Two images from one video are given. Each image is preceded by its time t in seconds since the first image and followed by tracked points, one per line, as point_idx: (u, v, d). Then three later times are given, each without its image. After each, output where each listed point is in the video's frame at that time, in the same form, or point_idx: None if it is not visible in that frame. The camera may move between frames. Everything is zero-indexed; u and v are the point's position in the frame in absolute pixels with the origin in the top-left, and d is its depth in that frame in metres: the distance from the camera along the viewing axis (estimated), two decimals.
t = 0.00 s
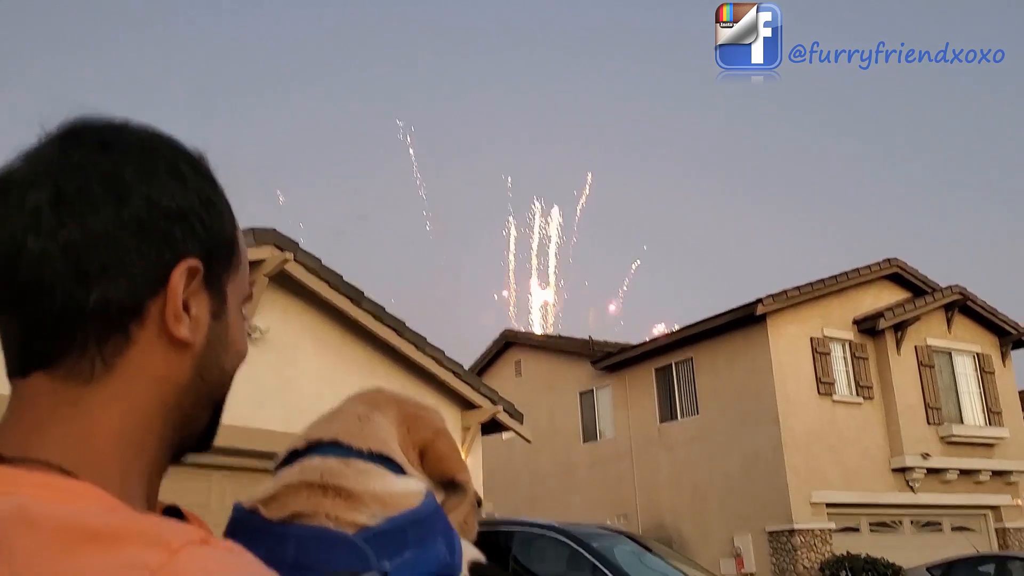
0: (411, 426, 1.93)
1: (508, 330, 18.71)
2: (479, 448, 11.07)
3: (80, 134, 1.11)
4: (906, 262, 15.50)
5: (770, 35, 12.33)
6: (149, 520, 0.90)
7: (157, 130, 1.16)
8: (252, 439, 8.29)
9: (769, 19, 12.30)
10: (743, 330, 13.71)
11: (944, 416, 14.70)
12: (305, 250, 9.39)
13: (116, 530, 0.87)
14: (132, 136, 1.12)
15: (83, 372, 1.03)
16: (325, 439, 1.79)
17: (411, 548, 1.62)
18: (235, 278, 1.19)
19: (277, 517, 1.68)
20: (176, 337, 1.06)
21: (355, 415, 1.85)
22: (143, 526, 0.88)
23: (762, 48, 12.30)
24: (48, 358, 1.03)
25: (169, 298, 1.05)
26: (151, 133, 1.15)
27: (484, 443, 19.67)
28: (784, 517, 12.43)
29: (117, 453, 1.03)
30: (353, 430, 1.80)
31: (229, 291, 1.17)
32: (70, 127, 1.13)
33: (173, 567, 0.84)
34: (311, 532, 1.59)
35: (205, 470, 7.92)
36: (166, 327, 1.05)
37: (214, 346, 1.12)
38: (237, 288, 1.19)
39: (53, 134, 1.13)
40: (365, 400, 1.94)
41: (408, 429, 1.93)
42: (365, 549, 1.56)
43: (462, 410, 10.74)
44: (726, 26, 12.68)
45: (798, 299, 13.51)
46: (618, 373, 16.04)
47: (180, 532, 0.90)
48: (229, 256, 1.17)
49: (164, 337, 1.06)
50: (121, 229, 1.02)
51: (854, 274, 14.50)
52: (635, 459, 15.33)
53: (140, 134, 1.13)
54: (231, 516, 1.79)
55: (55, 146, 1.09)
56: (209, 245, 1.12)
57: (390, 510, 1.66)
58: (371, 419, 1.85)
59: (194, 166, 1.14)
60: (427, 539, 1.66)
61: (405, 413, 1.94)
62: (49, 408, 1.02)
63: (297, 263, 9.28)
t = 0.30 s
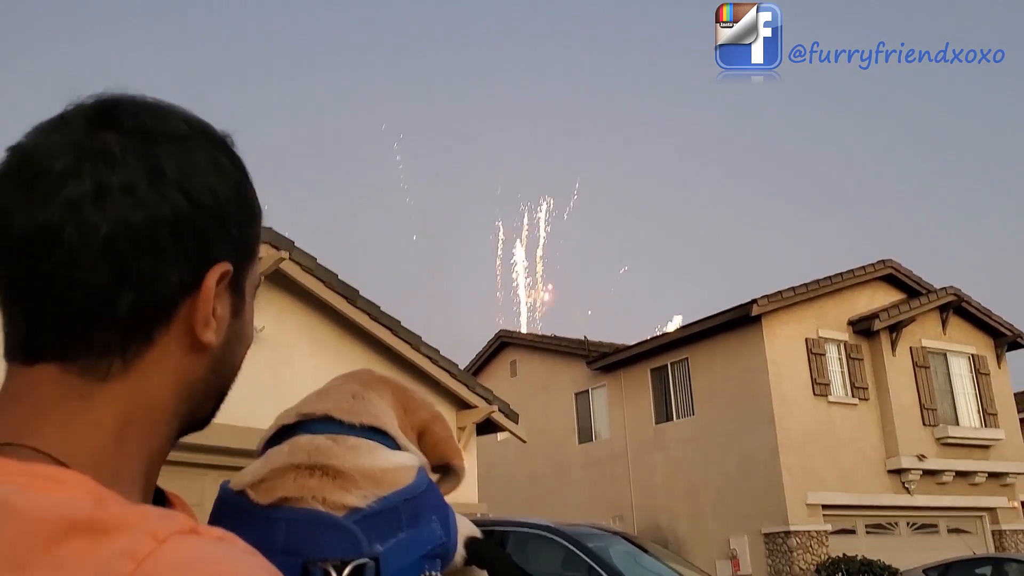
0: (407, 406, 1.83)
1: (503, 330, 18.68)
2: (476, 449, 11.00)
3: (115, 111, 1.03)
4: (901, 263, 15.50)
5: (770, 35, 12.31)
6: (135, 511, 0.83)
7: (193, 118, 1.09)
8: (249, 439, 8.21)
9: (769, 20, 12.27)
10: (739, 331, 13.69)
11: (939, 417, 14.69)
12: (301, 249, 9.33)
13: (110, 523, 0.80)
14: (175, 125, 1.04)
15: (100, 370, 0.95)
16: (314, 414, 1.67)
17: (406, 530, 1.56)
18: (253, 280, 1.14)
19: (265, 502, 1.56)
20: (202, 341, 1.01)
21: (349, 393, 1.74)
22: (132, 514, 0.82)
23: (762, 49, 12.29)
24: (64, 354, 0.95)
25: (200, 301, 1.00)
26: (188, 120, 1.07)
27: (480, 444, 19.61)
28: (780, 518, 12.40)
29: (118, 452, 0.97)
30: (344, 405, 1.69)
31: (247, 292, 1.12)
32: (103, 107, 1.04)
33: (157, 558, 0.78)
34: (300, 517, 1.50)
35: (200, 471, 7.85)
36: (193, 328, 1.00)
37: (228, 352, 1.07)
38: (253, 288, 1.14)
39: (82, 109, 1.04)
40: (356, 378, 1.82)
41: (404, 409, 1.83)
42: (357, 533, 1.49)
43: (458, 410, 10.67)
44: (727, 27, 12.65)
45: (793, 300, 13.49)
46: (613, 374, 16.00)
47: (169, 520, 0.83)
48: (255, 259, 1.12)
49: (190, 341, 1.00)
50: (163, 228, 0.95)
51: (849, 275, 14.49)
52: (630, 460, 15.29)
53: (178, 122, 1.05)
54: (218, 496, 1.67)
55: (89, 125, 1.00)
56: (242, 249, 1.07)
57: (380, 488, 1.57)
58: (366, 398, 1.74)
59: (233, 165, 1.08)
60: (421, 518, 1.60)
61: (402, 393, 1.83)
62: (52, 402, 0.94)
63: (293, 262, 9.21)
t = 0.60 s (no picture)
0: (405, 426, 1.81)
1: (498, 329, 18.70)
2: (470, 448, 11.01)
3: (128, 114, 1.03)
4: (896, 263, 15.53)
5: (771, 35, 12.33)
6: (121, 527, 0.81)
7: (204, 125, 1.10)
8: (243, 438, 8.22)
9: (769, 19, 12.29)
10: (734, 330, 13.71)
11: (933, 417, 14.73)
12: (296, 248, 9.33)
13: (98, 542, 0.79)
14: (186, 132, 1.04)
15: (92, 375, 0.95)
16: (316, 424, 1.64)
17: (401, 545, 1.54)
18: (251, 290, 1.14)
19: (265, 508, 1.53)
20: (194, 352, 1.01)
21: (350, 407, 1.70)
22: (115, 533, 0.80)
23: (761, 48, 12.31)
24: (56, 356, 0.94)
25: (196, 311, 1.00)
26: (199, 129, 1.08)
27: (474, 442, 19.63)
28: (774, 517, 12.42)
29: (102, 458, 0.98)
30: (345, 418, 1.66)
31: (244, 301, 1.12)
32: (116, 109, 1.04)
33: None
34: (300, 525, 1.48)
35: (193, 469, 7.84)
36: (187, 339, 1.00)
37: (222, 361, 1.08)
38: (249, 298, 1.15)
39: (93, 110, 1.04)
40: (353, 393, 1.78)
41: (405, 433, 1.81)
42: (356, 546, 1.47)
43: (453, 409, 10.67)
44: (726, 27, 12.67)
45: (787, 299, 13.51)
46: (608, 373, 16.02)
47: (148, 540, 0.81)
48: (255, 270, 1.13)
49: (185, 350, 1.01)
50: (166, 237, 0.95)
51: (844, 275, 14.52)
52: (625, 460, 15.31)
53: (189, 130, 1.06)
54: (220, 503, 1.64)
55: (99, 126, 1.00)
56: (242, 261, 1.07)
57: (377, 500, 1.55)
58: (365, 414, 1.70)
59: (240, 175, 1.08)
60: (416, 533, 1.58)
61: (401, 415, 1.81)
62: (42, 406, 0.95)
63: (288, 261, 9.21)
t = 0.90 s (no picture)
0: (406, 432, 1.74)
1: (495, 331, 18.68)
2: (466, 450, 10.97)
3: (125, 127, 1.00)
4: (892, 265, 15.53)
5: (770, 35, 12.33)
6: (111, 544, 0.83)
7: (202, 136, 1.07)
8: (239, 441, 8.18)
9: (769, 20, 12.28)
10: (730, 332, 13.70)
11: (930, 419, 14.72)
12: (293, 249, 9.29)
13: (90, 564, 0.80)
14: (183, 145, 1.01)
15: (89, 392, 0.93)
16: (318, 437, 1.58)
17: (403, 563, 1.49)
18: (251, 301, 1.12)
19: (270, 523, 1.50)
20: (193, 367, 0.99)
21: (351, 417, 1.64)
22: (108, 549, 0.82)
23: (761, 49, 12.31)
24: (55, 372, 0.92)
25: (194, 328, 0.98)
26: (198, 139, 1.05)
27: (471, 445, 19.59)
28: (770, 520, 12.40)
29: (102, 476, 0.96)
30: (347, 430, 1.60)
31: (244, 312, 1.10)
32: (113, 120, 1.01)
33: None
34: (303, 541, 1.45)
35: (188, 473, 7.79)
36: (185, 355, 0.98)
37: (221, 375, 1.05)
38: (250, 309, 1.12)
39: (91, 121, 1.01)
40: (352, 400, 1.72)
41: (404, 438, 1.74)
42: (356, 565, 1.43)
43: (448, 411, 10.62)
44: (726, 27, 12.66)
45: (784, 301, 13.50)
46: (604, 376, 15.99)
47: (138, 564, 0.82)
48: (255, 281, 1.10)
49: (182, 366, 0.98)
50: (163, 254, 0.93)
51: (840, 277, 14.52)
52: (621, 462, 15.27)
53: (187, 142, 1.03)
54: (228, 514, 1.61)
55: (96, 140, 0.97)
56: (241, 275, 1.05)
57: (380, 519, 1.50)
58: (367, 422, 1.65)
59: (239, 188, 1.05)
60: (421, 551, 1.53)
61: (401, 420, 1.74)
62: (39, 423, 0.92)
63: (284, 262, 9.17)
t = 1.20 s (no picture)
0: (428, 436, 1.73)
1: (491, 330, 18.68)
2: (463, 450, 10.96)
3: (115, 123, 1.00)
4: (888, 264, 15.55)
5: (770, 35, 12.32)
6: (127, 545, 0.80)
7: (190, 125, 1.06)
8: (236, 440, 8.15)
9: (769, 19, 12.29)
10: (727, 332, 13.70)
11: (926, 418, 14.74)
12: (289, 248, 9.26)
13: (98, 556, 0.78)
14: (171, 132, 1.01)
15: (94, 376, 0.92)
16: (342, 439, 1.57)
17: (418, 568, 1.46)
18: (250, 284, 1.09)
19: (289, 521, 1.49)
20: (193, 346, 0.96)
21: (375, 420, 1.63)
22: (126, 548, 0.80)
23: (761, 48, 12.32)
24: (58, 358, 0.91)
25: (190, 307, 0.95)
26: (185, 130, 1.04)
27: (467, 444, 19.57)
28: (767, 519, 12.42)
29: (112, 463, 0.94)
30: (368, 431, 1.60)
31: (243, 297, 1.07)
32: (104, 116, 1.01)
33: None
34: (321, 541, 1.44)
35: (185, 472, 7.76)
36: (184, 335, 0.95)
37: (225, 359, 1.03)
38: (249, 293, 1.10)
39: (84, 119, 1.01)
40: (376, 402, 1.71)
41: (425, 440, 1.72)
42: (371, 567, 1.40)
43: (445, 411, 10.61)
44: (726, 26, 12.66)
45: (781, 301, 13.51)
46: (601, 375, 15.99)
47: (150, 558, 0.81)
48: (251, 264, 1.08)
49: (181, 345, 0.96)
50: (158, 233, 0.92)
51: (837, 276, 14.53)
52: (617, 461, 15.28)
53: (176, 132, 1.02)
54: (248, 514, 1.59)
55: (89, 136, 0.97)
56: (235, 256, 1.03)
57: (399, 522, 1.48)
58: (391, 426, 1.63)
59: (228, 171, 1.04)
60: (438, 558, 1.50)
61: (422, 424, 1.73)
62: (49, 414, 0.92)
63: (281, 262, 9.15)
